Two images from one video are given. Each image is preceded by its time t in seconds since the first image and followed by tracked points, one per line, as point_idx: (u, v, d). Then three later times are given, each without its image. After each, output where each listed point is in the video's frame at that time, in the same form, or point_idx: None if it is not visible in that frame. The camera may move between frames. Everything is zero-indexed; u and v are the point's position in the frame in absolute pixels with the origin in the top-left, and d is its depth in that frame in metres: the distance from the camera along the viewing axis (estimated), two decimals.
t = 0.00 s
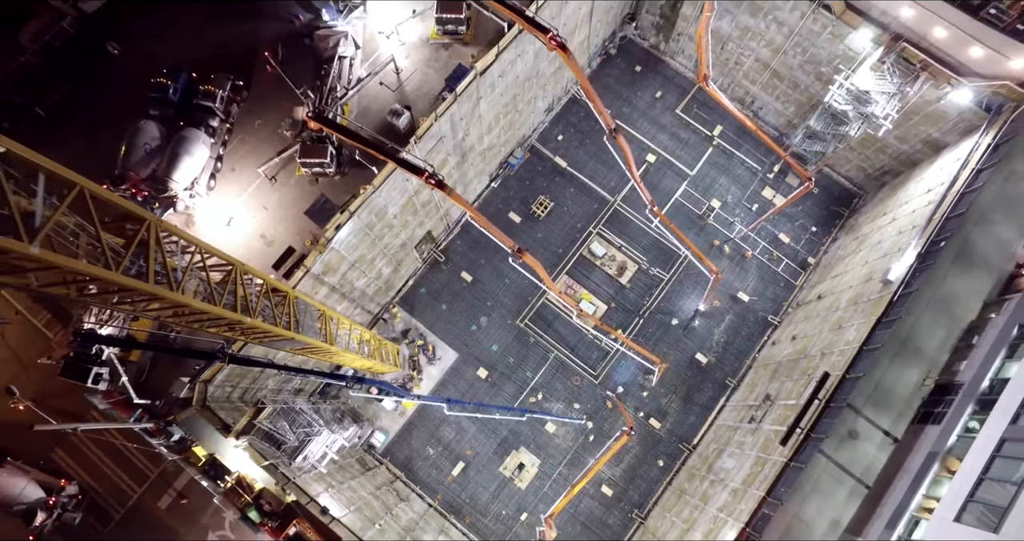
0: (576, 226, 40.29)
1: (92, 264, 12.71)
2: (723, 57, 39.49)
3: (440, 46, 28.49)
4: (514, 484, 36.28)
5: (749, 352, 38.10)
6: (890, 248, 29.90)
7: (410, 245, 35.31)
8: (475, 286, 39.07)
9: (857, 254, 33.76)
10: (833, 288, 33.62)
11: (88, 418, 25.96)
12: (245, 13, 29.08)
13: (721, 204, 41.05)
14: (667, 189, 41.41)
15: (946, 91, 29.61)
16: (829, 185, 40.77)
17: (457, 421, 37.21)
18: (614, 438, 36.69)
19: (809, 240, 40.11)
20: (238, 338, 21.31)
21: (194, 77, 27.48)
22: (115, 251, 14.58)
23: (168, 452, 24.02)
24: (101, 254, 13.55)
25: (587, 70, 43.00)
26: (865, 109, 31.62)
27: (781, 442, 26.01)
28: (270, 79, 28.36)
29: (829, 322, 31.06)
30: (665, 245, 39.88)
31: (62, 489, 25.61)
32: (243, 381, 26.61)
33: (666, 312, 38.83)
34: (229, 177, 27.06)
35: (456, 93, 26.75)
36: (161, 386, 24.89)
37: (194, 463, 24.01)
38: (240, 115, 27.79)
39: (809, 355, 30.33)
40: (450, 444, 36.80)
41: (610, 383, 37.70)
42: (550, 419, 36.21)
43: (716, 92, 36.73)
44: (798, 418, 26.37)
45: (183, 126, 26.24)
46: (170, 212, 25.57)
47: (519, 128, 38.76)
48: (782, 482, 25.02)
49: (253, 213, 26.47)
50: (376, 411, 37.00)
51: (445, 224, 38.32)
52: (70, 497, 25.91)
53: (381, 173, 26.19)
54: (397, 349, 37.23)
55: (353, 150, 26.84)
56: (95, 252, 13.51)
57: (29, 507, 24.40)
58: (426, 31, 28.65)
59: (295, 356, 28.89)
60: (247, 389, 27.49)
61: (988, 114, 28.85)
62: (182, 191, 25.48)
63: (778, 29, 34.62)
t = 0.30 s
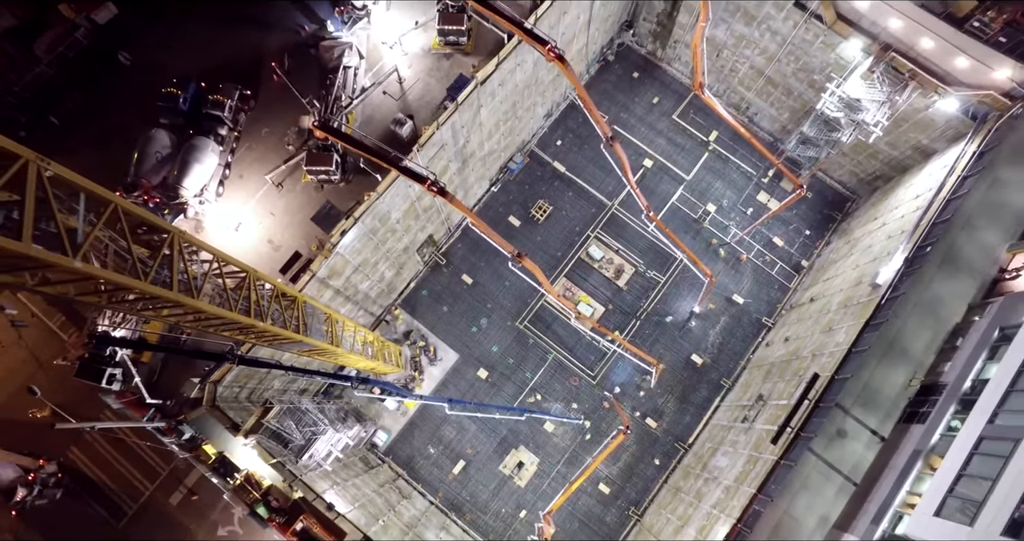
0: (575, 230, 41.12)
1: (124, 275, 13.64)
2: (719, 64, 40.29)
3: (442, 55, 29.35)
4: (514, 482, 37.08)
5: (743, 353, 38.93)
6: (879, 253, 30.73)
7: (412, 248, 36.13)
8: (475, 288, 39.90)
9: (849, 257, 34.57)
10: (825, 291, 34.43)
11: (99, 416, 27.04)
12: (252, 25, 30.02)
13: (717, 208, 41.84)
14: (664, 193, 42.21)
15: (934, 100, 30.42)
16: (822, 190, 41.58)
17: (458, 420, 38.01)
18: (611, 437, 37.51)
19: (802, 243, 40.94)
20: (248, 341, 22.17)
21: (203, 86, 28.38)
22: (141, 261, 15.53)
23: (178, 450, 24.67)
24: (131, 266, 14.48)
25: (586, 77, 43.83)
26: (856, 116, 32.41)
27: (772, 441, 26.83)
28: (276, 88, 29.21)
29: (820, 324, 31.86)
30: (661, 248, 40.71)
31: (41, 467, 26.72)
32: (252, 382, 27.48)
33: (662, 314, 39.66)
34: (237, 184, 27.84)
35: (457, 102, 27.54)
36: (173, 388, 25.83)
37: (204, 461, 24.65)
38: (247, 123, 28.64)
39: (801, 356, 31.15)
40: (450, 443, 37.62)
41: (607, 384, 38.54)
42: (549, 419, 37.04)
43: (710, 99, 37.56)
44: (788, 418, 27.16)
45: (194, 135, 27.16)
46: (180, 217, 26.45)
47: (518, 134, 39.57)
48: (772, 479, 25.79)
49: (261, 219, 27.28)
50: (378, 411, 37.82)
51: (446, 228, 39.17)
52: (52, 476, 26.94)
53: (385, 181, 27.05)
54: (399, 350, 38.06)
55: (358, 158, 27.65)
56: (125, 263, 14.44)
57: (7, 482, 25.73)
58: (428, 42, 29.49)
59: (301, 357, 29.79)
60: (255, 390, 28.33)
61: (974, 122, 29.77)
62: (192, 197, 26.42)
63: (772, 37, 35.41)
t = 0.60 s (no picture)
0: (573, 233, 41.89)
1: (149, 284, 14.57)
2: (715, 71, 41.03)
3: (443, 64, 30.14)
4: (513, 480, 37.82)
5: (738, 354, 39.69)
6: (869, 256, 31.48)
7: (413, 252, 36.90)
8: (475, 290, 40.66)
9: (841, 260, 35.31)
10: (818, 293, 35.18)
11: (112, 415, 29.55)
12: (258, 34, 30.80)
13: (712, 212, 42.58)
14: (661, 197, 42.97)
15: (923, 107, 31.13)
16: (816, 193, 42.34)
17: (458, 420, 38.76)
18: (607, 436, 38.29)
19: (796, 246, 41.69)
20: (256, 343, 22.96)
21: (210, 95, 29.21)
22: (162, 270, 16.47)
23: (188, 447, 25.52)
24: (155, 275, 15.42)
25: (584, 82, 44.60)
26: (848, 122, 33.14)
27: (764, 440, 27.59)
28: (282, 96, 29.98)
29: (812, 326, 32.60)
30: (658, 251, 41.46)
31: (14, 450, 29.30)
32: (258, 382, 28.28)
33: (658, 316, 40.42)
34: (243, 190, 28.63)
35: (458, 110, 28.24)
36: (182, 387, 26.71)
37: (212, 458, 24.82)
38: (254, 131, 29.43)
39: (793, 357, 31.90)
40: (450, 442, 38.37)
41: (605, 384, 39.31)
42: (547, 418, 37.81)
43: (706, 106, 38.31)
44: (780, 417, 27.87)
45: (202, 142, 27.97)
46: (189, 223, 27.27)
47: (518, 139, 40.31)
48: (763, 476, 26.53)
49: (266, 223, 28.03)
50: (380, 410, 38.59)
51: (447, 231, 39.94)
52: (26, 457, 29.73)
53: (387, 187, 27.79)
54: (401, 351, 38.74)
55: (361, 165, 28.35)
56: (148, 272, 15.38)
57: None
58: (429, 51, 30.27)
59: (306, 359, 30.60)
60: (261, 390, 29.13)
61: (962, 129, 30.32)
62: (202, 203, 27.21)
63: (765, 45, 36.13)
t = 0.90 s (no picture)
0: (571, 236, 42.67)
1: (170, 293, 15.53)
2: (710, 77, 41.77)
3: (444, 73, 30.95)
4: (512, 479, 38.59)
5: (733, 355, 40.48)
6: (860, 260, 32.26)
7: (415, 255, 37.70)
8: (475, 293, 41.45)
9: (833, 264, 36.10)
10: (810, 295, 35.96)
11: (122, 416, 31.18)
12: (262, 43, 31.60)
13: (708, 215, 43.36)
14: (657, 201, 43.75)
15: (912, 114, 31.85)
16: (810, 197, 43.10)
17: (458, 420, 39.52)
18: (604, 435, 39.06)
19: (791, 248, 42.47)
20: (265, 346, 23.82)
21: (217, 103, 30.03)
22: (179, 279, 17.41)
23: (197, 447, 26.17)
24: (174, 283, 16.30)
25: (581, 88, 45.40)
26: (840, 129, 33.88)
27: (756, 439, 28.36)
28: (286, 104, 30.77)
29: (804, 327, 33.39)
30: (654, 254, 42.26)
31: None
32: (264, 383, 29.10)
33: (655, 317, 41.21)
34: (249, 196, 29.44)
35: (458, 118, 28.96)
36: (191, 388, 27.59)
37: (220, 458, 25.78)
38: (260, 138, 30.24)
39: (786, 358, 32.68)
40: (451, 442, 39.14)
41: (602, 384, 40.11)
42: (545, 418, 38.59)
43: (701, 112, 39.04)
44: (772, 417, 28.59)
45: (209, 149, 28.79)
46: (197, 228, 28.20)
47: (517, 144, 41.08)
48: (755, 474, 27.29)
49: (272, 228, 28.82)
50: (383, 410, 39.38)
51: (448, 234, 40.73)
52: None
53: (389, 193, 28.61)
54: (402, 353, 39.47)
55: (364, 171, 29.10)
56: (167, 280, 16.25)
57: None
58: (431, 60, 31.16)
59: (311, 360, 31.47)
60: (267, 391, 29.97)
61: (950, 136, 31.02)
62: (210, 209, 28.01)
63: (759, 52, 36.87)
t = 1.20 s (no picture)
0: (570, 239, 43.42)
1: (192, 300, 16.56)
2: (707, 83, 42.51)
3: (445, 82, 31.65)
4: (512, 478, 39.33)
5: (729, 357, 41.20)
6: (852, 263, 32.98)
7: (417, 259, 38.43)
8: (476, 295, 42.20)
9: (827, 267, 36.84)
10: (804, 298, 36.69)
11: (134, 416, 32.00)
12: (268, 53, 32.41)
13: (704, 219, 44.10)
14: (655, 205, 44.50)
15: (904, 121, 32.56)
16: (805, 201, 43.85)
17: (459, 420, 40.23)
18: (603, 436, 39.76)
19: (786, 252, 43.20)
20: (273, 349, 24.60)
21: (224, 111, 30.81)
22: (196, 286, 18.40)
23: (206, 446, 27.04)
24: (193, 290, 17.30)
25: (580, 94, 46.19)
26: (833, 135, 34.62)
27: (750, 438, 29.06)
28: (291, 112, 31.57)
29: (798, 329, 34.12)
30: (651, 258, 43.01)
31: None
32: (271, 384, 29.85)
33: (652, 319, 41.96)
34: (256, 202, 30.13)
35: (460, 126, 29.64)
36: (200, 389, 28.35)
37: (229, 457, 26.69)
38: (266, 145, 31.01)
39: (780, 360, 33.40)
40: (452, 442, 39.88)
41: (600, 385, 40.85)
42: (545, 419, 39.32)
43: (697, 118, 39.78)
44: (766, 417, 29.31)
45: (217, 157, 29.60)
46: (205, 233, 28.78)
47: (517, 150, 41.84)
48: (749, 472, 27.99)
49: (278, 234, 29.48)
50: (385, 411, 40.08)
51: (449, 238, 41.47)
52: None
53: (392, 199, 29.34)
54: (405, 354, 40.17)
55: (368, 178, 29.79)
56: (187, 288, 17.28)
57: None
58: (433, 70, 31.91)
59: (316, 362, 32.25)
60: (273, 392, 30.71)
61: (939, 142, 31.79)
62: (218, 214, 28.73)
63: (755, 60, 37.61)
